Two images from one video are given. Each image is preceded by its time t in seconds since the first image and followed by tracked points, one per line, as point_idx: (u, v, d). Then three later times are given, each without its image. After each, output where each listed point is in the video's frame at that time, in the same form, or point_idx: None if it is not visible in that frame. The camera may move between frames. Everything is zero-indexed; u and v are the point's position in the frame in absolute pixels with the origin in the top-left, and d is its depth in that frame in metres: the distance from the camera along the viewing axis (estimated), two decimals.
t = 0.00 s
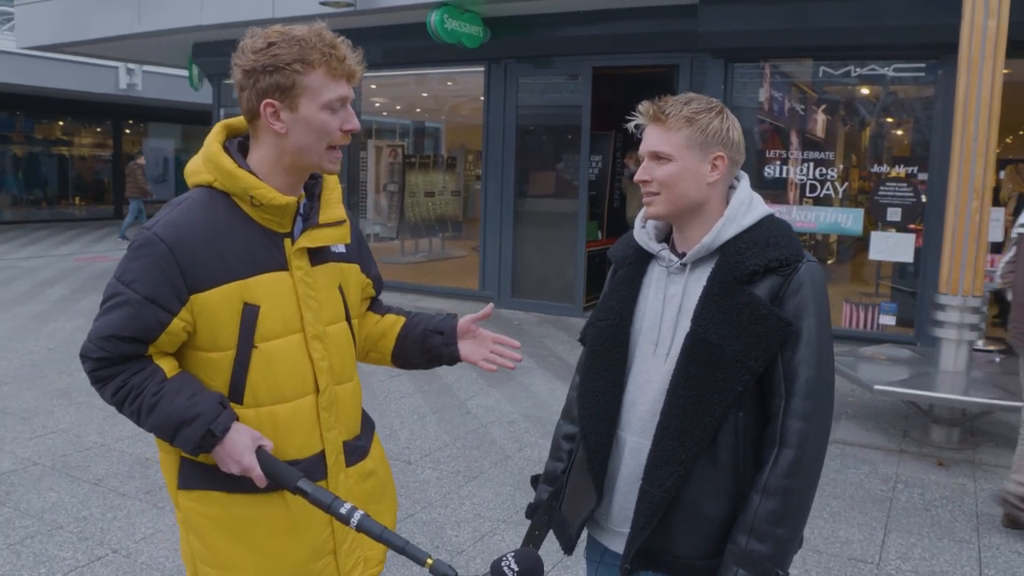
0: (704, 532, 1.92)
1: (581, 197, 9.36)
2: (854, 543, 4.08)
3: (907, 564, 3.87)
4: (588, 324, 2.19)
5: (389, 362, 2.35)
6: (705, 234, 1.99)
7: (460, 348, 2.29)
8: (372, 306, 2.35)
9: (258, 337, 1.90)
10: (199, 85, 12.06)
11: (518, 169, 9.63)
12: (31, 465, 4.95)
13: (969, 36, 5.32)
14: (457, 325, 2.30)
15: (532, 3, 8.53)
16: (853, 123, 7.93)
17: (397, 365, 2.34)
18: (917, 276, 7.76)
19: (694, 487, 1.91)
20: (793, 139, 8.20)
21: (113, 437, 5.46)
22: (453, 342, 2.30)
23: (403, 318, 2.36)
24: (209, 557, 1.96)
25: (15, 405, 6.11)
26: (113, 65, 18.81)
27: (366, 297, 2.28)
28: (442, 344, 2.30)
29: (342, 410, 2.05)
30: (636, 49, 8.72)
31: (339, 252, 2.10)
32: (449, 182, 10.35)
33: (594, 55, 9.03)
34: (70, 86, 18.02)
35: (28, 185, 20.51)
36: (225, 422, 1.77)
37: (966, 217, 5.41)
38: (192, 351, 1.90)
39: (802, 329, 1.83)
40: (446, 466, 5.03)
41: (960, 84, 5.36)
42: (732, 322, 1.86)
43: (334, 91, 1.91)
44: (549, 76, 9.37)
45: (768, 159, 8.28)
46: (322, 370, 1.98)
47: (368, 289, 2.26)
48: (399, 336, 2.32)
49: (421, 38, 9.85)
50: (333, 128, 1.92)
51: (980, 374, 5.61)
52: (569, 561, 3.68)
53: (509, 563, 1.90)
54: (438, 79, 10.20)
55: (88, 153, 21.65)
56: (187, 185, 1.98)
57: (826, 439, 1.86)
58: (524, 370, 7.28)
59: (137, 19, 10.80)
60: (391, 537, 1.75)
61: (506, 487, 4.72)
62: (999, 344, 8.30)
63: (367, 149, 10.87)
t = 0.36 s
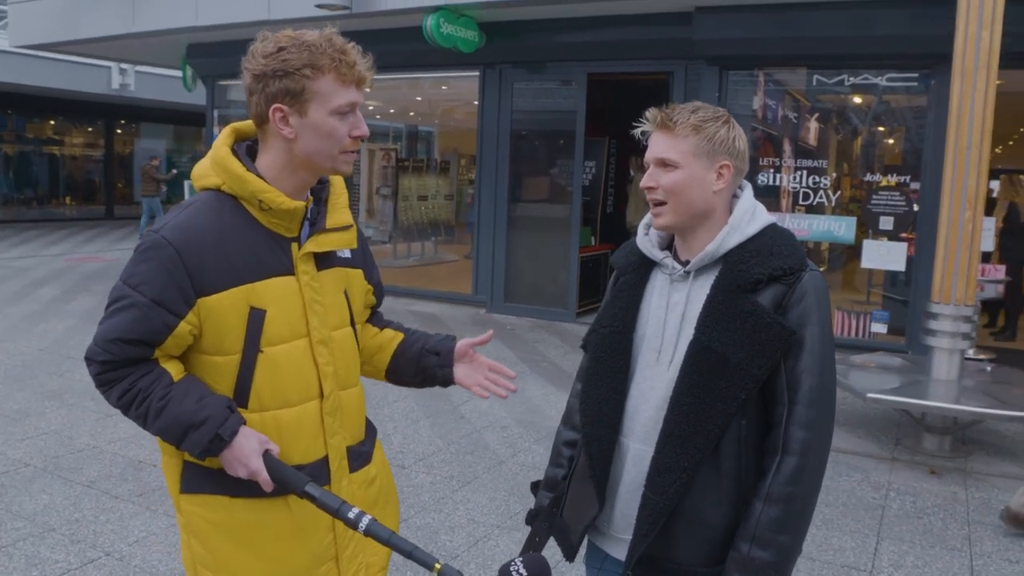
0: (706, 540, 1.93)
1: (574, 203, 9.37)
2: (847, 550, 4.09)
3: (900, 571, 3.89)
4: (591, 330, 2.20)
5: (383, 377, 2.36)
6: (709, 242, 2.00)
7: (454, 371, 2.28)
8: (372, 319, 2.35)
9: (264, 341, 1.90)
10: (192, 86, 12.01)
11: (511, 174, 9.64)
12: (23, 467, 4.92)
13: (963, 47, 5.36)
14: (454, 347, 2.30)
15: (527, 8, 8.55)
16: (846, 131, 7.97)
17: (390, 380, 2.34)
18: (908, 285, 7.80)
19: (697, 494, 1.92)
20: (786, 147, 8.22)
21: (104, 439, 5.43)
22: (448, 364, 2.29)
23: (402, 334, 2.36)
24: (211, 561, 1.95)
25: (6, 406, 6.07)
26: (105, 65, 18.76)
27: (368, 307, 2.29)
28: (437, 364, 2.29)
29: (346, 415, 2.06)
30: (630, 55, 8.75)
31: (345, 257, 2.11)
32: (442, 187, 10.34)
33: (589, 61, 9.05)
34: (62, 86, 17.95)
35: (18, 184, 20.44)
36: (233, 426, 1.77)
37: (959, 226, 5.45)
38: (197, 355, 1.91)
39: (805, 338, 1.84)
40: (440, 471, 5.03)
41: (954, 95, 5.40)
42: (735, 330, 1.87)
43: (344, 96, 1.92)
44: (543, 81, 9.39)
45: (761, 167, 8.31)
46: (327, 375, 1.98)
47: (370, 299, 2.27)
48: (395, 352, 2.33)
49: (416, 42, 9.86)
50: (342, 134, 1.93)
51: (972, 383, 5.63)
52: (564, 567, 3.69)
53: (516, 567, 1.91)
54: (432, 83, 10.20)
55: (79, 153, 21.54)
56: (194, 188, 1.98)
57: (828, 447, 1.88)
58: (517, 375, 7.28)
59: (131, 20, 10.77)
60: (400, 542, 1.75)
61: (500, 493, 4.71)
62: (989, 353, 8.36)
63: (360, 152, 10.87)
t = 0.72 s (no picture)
0: (709, 540, 1.94)
1: (567, 206, 9.39)
2: (844, 548, 4.11)
3: (897, 569, 3.90)
4: (590, 333, 2.21)
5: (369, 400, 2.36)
6: (708, 243, 2.01)
7: (434, 411, 2.26)
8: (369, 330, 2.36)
9: (265, 348, 1.90)
10: (183, 94, 11.99)
11: (504, 177, 9.65)
12: (18, 476, 4.90)
13: (953, 47, 5.39)
14: (439, 388, 2.27)
15: (519, 12, 8.56)
16: (836, 132, 8.00)
17: (373, 402, 2.35)
18: (900, 284, 7.83)
19: (698, 496, 1.93)
20: (777, 147, 8.26)
21: (100, 448, 5.41)
22: (430, 403, 2.26)
23: (394, 359, 2.35)
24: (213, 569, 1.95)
25: None
26: (95, 72, 18.73)
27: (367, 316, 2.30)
28: (420, 400, 2.27)
29: (348, 422, 2.06)
30: (621, 58, 8.76)
31: (346, 263, 2.11)
32: (434, 191, 10.33)
33: (579, 64, 9.07)
34: (52, 94, 17.89)
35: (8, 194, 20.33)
36: (241, 438, 1.79)
37: (951, 224, 5.48)
38: (197, 363, 1.90)
39: (804, 338, 1.85)
40: (436, 475, 5.03)
41: (945, 94, 5.44)
42: (735, 332, 1.87)
43: (337, 102, 1.92)
44: (534, 85, 9.41)
45: (753, 168, 8.33)
46: (328, 381, 1.98)
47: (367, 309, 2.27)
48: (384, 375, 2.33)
49: (407, 47, 9.87)
50: (337, 140, 1.93)
51: (966, 380, 5.66)
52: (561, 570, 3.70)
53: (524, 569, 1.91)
54: (423, 88, 10.20)
55: (69, 161, 21.48)
56: (194, 197, 1.99)
57: (829, 447, 1.89)
58: (512, 378, 7.28)
59: (121, 27, 10.76)
60: (410, 546, 1.79)
61: (497, 496, 4.71)
62: (981, 350, 8.40)
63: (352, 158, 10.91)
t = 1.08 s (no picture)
0: (700, 538, 1.94)
1: (555, 205, 9.39)
2: (835, 544, 4.12)
3: (887, 563, 3.92)
4: (580, 333, 2.21)
5: (385, 369, 2.37)
6: (696, 241, 2.02)
7: (455, 355, 2.29)
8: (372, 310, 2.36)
9: (255, 343, 1.91)
10: (169, 96, 11.93)
11: (491, 177, 9.64)
12: (6, 482, 4.87)
13: (938, 43, 5.43)
14: (453, 333, 2.31)
15: (505, 11, 8.56)
16: (823, 129, 8.04)
17: (391, 370, 2.36)
18: (887, 280, 7.88)
19: (688, 493, 1.93)
20: (763, 145, 8.29)
21: (89, 452, 5.38)
22: (448, 349, 2.30)
23: (402, 325, 2.37)
24: (202, 564, 1.95)
25: None
26: (80, 75, 18.63)
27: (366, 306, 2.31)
28: (438, 350, 2.30)
29: (340, 419, 2.07)
30: (608, 57, 8.77)
31: (342, 259, 2.12)
32: (422, 192, 10.30)
33: (566, 63, 9.08)
34: (36, 97, 17.77)
35: None
36: (218, 416, 1.76)
37: (937, 220, 5.52)
38: (188, 357, 1.91)
39: (792, 335, 1.86)
40: (427, 476, 5.02)
41: (930, 90, 5.47)
42: (724, 329, 1.88)
43: (324, 110, 1.91)
44: (521, 84, 9.41)
45: (740, 165, 8.36)
46: (320, 378, 1.99)
47: (367, 298, 2.28)
48: (395, 342, 2.34)
49: (394, 47, 9.85)
50: (323, 148, 1.92)
51: (953, 375, 5.69)
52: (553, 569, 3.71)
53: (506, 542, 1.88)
54: (410, 88, 10.18)
55: (54, 165, 21.36)
56: (191, 193, 2.01)
57: (818, 444, 1.90)
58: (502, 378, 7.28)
59: (106, 30, 10.70)
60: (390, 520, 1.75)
61: (488, 496, 4.71)
62: (968, 345, 8.46)
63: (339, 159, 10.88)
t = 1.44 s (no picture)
0: (694, 534, 1.95)
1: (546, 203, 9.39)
2: (828, 538, 4.14)
3: (880, 558, 3.93)
4: (573, 329, 2.21)
5: (391, 363, 2.40)
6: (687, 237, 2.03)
7: (460, 342, 2.35)
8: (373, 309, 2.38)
9: (254, 340, 1.94)
10: (158, 95, 11.88)
11: (482, 175, 9.64)
12: None
13: (926, 39, 5.44)
14: (454, 321, 2.37)
15: (495, 9, 8.55)
16: (813, 125, 8.06)
17: (397, 364, 2.38)
18: (878, 275, 7.90)
19: (681, 489, 1.94)
20: (754, 142, 8.30)
21: (81, 454, 5.36)
22: (453, 337, 2.36)
23: (402, 318, 2.40)
24: (199, 556, 1.98)
25: None
26: (69, 75, 18.54)
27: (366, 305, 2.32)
28: (443, 339, 2.36)
29: (339, 417, 2.08)
30: (598, 54, 8.76)
31: (343, 259, 2.14)
32: (413, 190, 10.27)
33: (556, 61, 9.08)
34: (25, 98, 17.68)
35: None
36: (196, 415, 1.76)
37: (927, 216, 5.54)
38: (189, 353, 1.94)
39: (784, 331, 1.87)
40: (421, 474, 5.02)
41: (919, 86, 5.49)
42: (717, 325, 1.88)
43: (322, 114, 1.92)
44: (511, 82, 9.41)
45: (731, 162, 8.37)
46: (319, 376, 2.01)
47: (369, 298, 2.29)
48: (397, 337, 2.36)
49: (384, 46, 9.82)
50: (320, 151, 1.94)
51: (944, 369, 5.71)
52: (547, 565, 3.71)
53: None
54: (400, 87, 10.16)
55: (44, 166, 21.25)
56: (194, 191, 2.05)
57: (810, 439, 1.91)
58: (494, 376, 7.28)
59: (95, 30, 10.65)
60: (342, 540, 1.72)
61: (481, 494, 4.71)
62: (959, 340, 8.49)
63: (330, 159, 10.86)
